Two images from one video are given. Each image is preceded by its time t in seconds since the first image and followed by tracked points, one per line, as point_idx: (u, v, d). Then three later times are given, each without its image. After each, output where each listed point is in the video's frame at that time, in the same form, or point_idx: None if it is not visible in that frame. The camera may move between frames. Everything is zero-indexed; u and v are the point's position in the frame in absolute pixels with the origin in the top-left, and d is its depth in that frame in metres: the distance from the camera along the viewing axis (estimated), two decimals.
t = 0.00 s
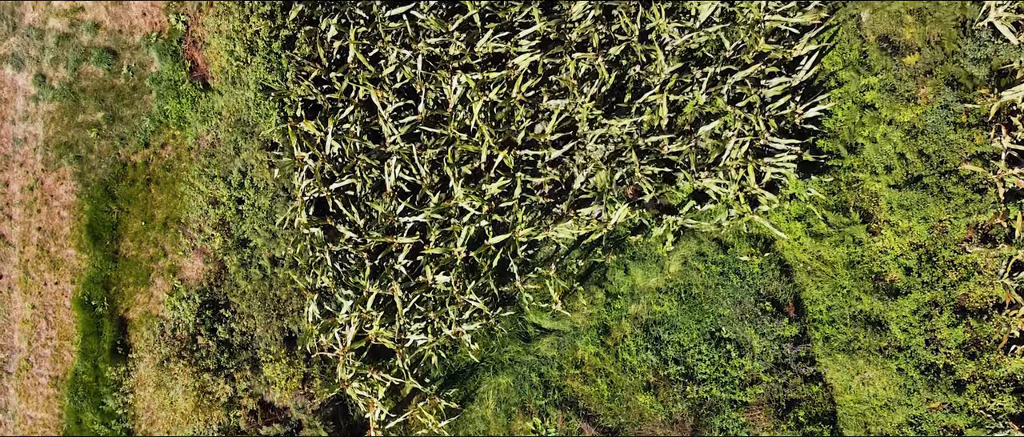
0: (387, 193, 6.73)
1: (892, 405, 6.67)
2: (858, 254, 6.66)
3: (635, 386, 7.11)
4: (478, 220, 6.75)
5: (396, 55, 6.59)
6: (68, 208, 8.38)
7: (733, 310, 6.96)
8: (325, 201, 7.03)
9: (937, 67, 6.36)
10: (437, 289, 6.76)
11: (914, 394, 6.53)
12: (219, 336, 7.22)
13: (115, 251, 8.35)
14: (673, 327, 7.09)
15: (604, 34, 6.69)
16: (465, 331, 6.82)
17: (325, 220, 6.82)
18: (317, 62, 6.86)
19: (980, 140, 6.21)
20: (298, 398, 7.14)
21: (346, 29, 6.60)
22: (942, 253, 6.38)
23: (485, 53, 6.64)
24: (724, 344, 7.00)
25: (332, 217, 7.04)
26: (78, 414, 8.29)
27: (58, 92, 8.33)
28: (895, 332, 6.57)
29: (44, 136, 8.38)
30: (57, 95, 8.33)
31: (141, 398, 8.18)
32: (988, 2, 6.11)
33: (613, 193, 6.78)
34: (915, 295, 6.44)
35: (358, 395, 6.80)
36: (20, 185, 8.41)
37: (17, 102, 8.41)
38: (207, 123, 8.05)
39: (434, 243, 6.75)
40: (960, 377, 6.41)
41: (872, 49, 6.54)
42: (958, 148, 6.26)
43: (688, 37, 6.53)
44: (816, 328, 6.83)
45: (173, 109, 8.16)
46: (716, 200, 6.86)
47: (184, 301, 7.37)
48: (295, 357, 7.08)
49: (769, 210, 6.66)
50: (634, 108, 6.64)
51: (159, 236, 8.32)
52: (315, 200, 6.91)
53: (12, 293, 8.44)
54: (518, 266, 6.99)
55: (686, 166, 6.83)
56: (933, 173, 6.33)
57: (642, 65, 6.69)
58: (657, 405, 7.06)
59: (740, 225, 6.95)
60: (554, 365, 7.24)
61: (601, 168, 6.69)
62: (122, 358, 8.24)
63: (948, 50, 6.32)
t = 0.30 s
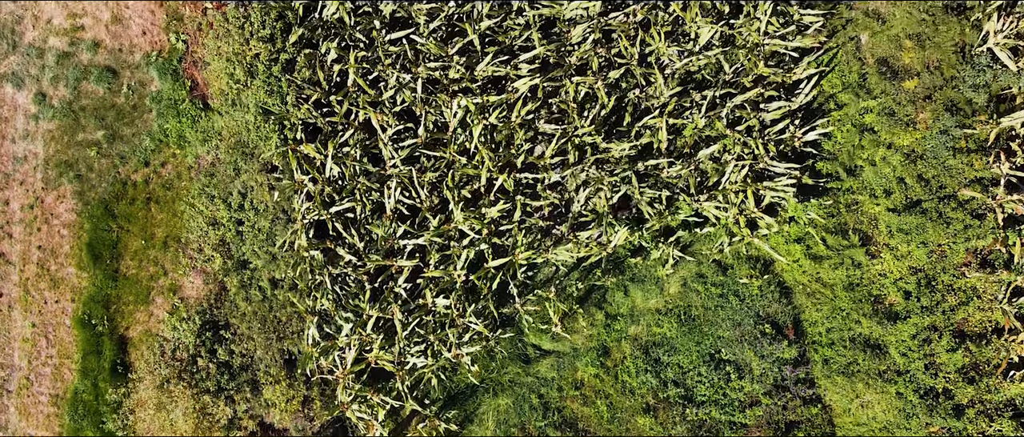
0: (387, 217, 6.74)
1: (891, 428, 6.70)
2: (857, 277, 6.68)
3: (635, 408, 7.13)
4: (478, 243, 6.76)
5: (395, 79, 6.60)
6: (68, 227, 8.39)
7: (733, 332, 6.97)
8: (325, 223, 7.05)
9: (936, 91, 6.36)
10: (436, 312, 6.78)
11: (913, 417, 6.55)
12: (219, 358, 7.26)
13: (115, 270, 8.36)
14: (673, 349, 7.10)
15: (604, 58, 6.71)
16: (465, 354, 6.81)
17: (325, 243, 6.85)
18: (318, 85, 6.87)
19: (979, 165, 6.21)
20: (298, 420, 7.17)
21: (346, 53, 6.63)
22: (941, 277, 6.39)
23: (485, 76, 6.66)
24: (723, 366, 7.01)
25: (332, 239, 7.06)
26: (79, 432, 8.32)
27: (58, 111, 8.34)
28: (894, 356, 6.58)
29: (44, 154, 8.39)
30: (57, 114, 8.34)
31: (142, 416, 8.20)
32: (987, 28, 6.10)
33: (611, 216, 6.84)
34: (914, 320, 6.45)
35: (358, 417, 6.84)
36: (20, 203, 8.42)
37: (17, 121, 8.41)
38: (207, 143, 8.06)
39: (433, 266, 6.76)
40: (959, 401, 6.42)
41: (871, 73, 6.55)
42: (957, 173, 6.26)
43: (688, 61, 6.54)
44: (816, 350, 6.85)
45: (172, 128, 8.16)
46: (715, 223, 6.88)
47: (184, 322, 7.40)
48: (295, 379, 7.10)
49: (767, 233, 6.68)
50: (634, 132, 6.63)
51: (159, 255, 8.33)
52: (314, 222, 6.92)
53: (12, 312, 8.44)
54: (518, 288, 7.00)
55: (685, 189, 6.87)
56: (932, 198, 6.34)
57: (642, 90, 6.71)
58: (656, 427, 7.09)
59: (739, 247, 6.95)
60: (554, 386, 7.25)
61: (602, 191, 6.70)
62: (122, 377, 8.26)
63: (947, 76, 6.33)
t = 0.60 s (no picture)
0: (386, 238, 6.76)
1: None
2: (856, 298, 6.71)
3: (634, 429, 7.16)
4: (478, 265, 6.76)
5: (395, 102, 6.61)
6: (68, 245, 8.40)
7: (733, 353, 6.97)
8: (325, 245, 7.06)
9: (934, 115, 6.36)
10: (436, 334, 6.78)
11: None
12: (218, 379, 7.30)
13: (114, 288, 8.36)
14: (672, 370, 7.10)
15: (604, 80, 6.71)
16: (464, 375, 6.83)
17: (324, 265, 6.84)
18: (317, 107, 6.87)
19: (977, 189, 6.19)
20: None
21: (344, 76, 6.62)
22: (940, 302, 6.41)
23: (485, 98, 6.66)
24: (723, 387, 7.02)
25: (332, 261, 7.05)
26: None
27: (58, 129, 8.35)
28: (893, 378, 6.61)
29: (44, 173, 8.40)
30: (57, 132, 8.35)
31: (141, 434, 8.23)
32: (984, 53, 6.11)
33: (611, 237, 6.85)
34: (913, 343, 6.48)
35: None
36: (20, 221, 8.43)
37: (17, 139, 8.42)
38: (207, 161, 8.06)
39: (433, 288, 6.75)
40: (958, 425, 6.45)
41: (869, 95, 6.57)
42: (955, 198, 6.25)
43: (687, 84, 6.53)
44: (815, 371, 6.86)
45: (172, 146, 8.17)
46: (713, 246, 6.88)
47: (183, 342, 7.42)
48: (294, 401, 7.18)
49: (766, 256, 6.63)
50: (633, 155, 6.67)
51: (159, 273, 8.33)
52: (314, 244, 6.92)
53: (12, 330, 8.45)
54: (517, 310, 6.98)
55: (684, 210, 6.88)
56: (931, 222, 6.33)
57: (641, 112, 6.70)
58: None
59: (738, 269, 6.95)
60: (554, 407, 7.26)
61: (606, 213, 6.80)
62: (122, 395, 8.28)
63: (945, 100, 6.33)
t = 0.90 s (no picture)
0: (386, 263, 6.77)
1: None
2: (854, 322, 6.72)
3: None
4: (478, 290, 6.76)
5: (394, 128, 6.62)
6: (68, 264, 8.41)
7: (732, 377, 6.98)
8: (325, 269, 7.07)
9: (933, 142, 6.39)
10: (436, 358, 6.77)
11: None
12: (218, 401, 7.37)
13: (114, 308, 8.37)
14: (671, 394, 7.11)
15: (603, 105, 6.72)
16: (463, 400, 6.84)
17: (324, 289, 6.84)
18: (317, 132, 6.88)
19: (977, 215, 6.20)
20: None
21: (344, 101, 6.62)
22: (938, 328, 6.43)
23: (484, 123, 6.67)
24: (722, 410, 7.03)
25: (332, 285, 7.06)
26: None
27: (57, 149, 8.36)
28: (892, 403, 6.64)
29: (44, 193, 8.41)
30: (57, 152, 8.35)
31: None
32: (983, 80, 6.08)
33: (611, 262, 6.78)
34: (912, 369, 6.50)
35: None
36: (20, 241, 8.43)
37: (17, 159, 8.43)
38: (207, 182, 8.07)
39: (433, 313, 6.76)
40: None
41: (869, 120, 6.58)
42: (955, 224, 6.27)
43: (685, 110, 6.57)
44: (813, 395, 6.88)
45: (172, 166, 8.17)
46: (712, 269, 6.88)
47: (183, 364, 7.50)
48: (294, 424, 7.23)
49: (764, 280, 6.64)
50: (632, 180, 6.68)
51: (159, 293, 8.34)
52: (314, 268, 6.93)
53: (11, 349, 8.46)
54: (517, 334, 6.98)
55: (683, 234, 6.83)
56: (930, 248, 6.33)
57: (640, 137, 6.72)
58: None
59: (737, 294, 6.94)
60: (553, 429, 7.27)
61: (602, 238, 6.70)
62: (122, 414, 8.31)
63: (943, 127, 6.37)
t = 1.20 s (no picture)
0: (385, 288, 6.76)
1: None
2: (854, 347, 6.71)
3: None
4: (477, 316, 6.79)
5: (393, 154, 6.63)
6: (68, 285, 8.41)
7: (732, 401, 6.96)
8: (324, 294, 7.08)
9: (932, 169, 6.39)
10: (436, 383, 6.78)
11: None
12: (218, 424, 7.43)
13: (114, 328, 8.37)
14: (671, 417, 7.11)
15: (602, 130, 6.73)
16: (462, 425, 6.83)
17: (323, 314, 6.83)
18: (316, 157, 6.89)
19: (976, 242, 6.24)
20: None
21: (343, 127, 6.64)
22: (938, 353, 6.47)
23: (483, 148, 6.70)
24: (722, 434, 7.04)
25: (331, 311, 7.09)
26: None
27: (57, 170, 8.36)
28: (891, 429, 6.65)
29: (44, 213, 8.42)
30: (57, 172, 8.36)
31: None
32: (983, 109, 6.13)
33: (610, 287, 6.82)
34: (911, 396, 6.52)
35: None
36: (20, 261, 8.44)
37: (17, 179, 8.43)
38: (206, 203, 8.07)
39: (433, 337, 6.76)
40: None
41: (868, 145, 6.57)
42: (954, 251, 6.31)
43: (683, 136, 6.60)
44: (812, 420, 6.86)
45: (172, 187, 8.18)
46: (711, 294, 6.88)
47: (183, 386, 7.55)
48: None
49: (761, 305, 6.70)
50: (631, 206, 6.69)
51: (159, 313, 8.35)
52: (314, 292, 6.93)
53: (11, 369, 8.46)
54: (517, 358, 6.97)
55: (682, 259, 6.89)
56: (929, 275, 6.37)
57: (638, 163, 6.73)
58: None
59: (735, 318, 6.95)
60: None
61: (603, 264, 6.72)
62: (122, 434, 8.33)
63: (943, 154, 6.36)
